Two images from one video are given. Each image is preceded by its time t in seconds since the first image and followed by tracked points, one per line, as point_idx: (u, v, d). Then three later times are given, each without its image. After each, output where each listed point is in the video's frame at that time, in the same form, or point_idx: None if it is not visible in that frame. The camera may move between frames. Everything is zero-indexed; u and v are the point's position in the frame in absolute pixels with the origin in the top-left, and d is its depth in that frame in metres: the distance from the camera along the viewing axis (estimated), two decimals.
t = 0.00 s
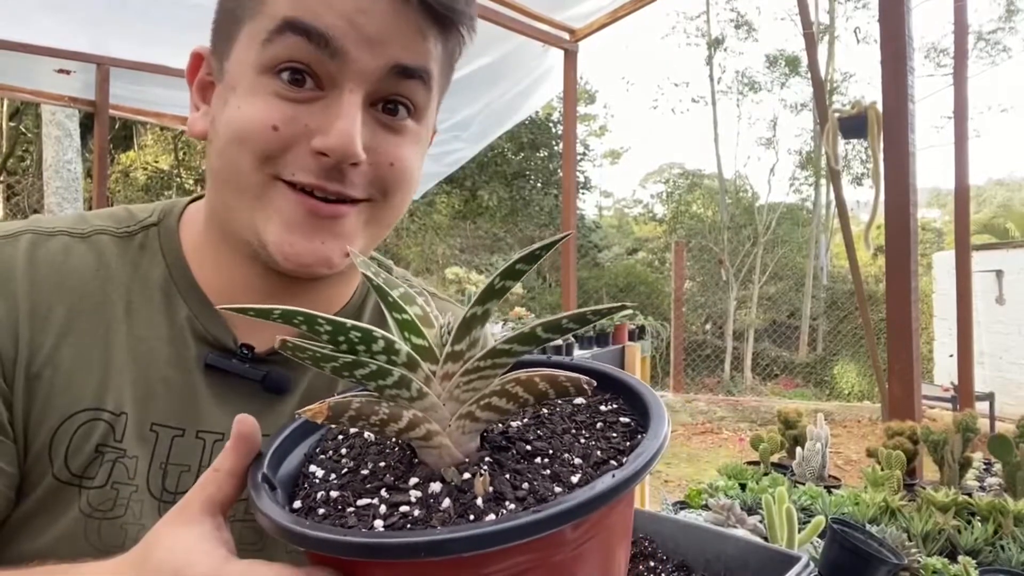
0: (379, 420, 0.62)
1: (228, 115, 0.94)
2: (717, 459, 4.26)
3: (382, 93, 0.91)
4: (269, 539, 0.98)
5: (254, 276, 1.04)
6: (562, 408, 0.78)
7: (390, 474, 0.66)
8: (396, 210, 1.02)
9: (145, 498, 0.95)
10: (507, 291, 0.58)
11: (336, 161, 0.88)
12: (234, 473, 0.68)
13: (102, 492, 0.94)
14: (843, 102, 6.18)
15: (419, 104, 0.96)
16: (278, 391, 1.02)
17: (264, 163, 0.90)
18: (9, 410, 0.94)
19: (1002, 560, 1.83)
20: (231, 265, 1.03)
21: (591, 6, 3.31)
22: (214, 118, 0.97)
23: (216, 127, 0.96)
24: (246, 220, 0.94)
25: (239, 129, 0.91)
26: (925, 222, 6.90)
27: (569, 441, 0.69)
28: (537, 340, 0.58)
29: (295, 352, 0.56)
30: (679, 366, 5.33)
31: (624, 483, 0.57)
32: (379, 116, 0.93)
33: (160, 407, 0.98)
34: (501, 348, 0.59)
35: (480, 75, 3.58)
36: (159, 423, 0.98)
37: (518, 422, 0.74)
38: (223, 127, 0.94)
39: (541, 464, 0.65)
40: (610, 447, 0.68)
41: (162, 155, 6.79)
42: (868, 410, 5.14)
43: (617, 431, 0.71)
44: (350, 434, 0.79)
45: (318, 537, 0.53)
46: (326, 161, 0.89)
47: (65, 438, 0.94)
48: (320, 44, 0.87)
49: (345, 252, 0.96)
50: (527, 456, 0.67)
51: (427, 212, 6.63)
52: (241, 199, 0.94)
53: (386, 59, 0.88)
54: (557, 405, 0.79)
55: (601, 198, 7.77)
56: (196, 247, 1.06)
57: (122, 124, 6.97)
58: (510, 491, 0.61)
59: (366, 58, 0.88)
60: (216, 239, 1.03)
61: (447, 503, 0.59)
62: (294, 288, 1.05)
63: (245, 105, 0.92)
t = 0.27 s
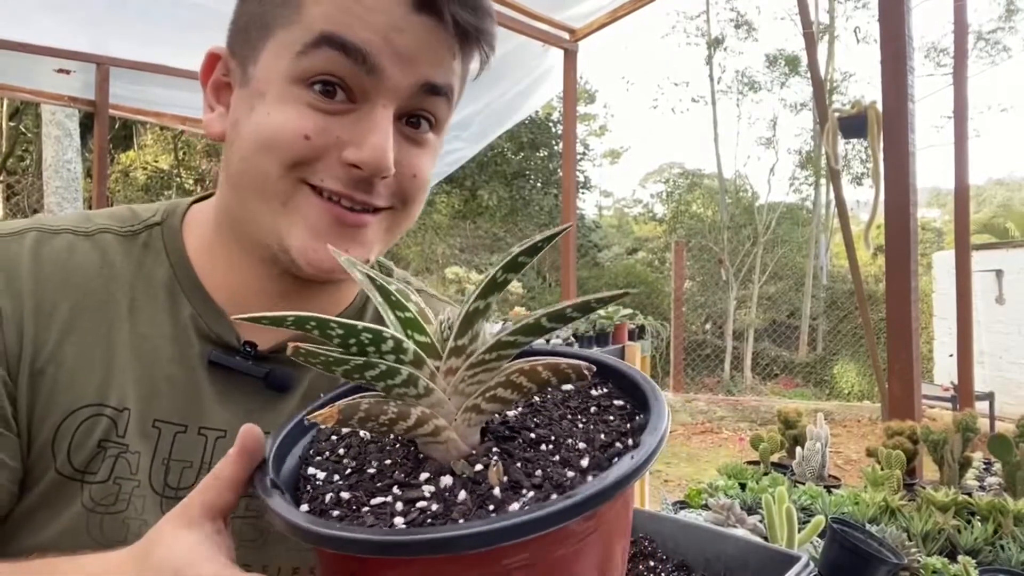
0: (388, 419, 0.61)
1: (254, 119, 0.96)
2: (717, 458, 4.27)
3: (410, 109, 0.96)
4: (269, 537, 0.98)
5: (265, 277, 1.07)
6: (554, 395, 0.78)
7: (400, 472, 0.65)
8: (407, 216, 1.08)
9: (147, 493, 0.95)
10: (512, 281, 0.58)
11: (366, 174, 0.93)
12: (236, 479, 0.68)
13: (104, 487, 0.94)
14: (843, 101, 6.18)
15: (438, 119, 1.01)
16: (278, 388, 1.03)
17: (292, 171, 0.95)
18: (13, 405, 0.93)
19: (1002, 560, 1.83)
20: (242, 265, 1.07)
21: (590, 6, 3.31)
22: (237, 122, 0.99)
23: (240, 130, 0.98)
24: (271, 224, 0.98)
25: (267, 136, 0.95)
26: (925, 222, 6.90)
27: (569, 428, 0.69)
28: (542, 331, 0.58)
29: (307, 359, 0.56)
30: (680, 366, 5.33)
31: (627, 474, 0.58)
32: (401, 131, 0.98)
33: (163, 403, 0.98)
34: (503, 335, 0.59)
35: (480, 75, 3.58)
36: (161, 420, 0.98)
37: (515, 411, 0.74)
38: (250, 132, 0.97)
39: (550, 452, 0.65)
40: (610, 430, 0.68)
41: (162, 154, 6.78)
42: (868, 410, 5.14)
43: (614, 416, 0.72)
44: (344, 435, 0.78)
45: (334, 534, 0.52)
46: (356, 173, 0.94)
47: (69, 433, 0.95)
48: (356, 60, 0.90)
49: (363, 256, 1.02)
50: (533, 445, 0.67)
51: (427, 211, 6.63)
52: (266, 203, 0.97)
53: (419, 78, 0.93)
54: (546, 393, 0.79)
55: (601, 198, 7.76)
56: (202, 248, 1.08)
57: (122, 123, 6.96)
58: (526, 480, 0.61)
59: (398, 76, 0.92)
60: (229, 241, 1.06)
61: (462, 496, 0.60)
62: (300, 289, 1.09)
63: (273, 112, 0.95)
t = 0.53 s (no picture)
0: (424, 390, 0.63)
1: (266, 110, 0.97)
2: (717, 458, 4.27)
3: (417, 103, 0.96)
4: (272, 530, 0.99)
5: (268, 272, 1.08)
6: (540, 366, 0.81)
7: (433, 444, 0.66)
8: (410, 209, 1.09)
9: (154, 484, 0.98)
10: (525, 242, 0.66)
11: (375, 165, 0.94)
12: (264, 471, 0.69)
13: (114, 477, 0.96)
14: (843, 101, 6.18)
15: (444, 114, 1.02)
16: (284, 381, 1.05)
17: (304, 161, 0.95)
18: (27, 394, 0.95)
19: (1002, 560, 1.83)
20: (247, 259, 1.07)
21: (590, 6, 3.31)
22: (248, 115, 1.00)
23: (251, 123, 0.99)
24: (281, 213, 0.99)
25: (280, 127, 0.95)
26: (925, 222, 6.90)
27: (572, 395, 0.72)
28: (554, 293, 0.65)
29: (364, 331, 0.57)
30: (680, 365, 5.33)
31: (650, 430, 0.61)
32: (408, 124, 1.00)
33: (170, 396, 1.01)
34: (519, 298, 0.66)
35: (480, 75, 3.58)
36: (169, 411, 1.00)
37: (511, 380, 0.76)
38: (262, 123, 0.97)
39: (564, 411, 0.69)
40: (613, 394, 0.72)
41: (161, 154, 6.77)
42: (868, 410, 5.14)
43: (604, 375, 0.78)
44: (344, 425, 0.75)
45: (363, 488, 0.56)
46: (366, 164, 0.95)
47: (79, 424, 0.97)
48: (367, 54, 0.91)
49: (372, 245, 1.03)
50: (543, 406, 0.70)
51: (427, 211, 6.63)
52: (276, 193, 0.98)
53: (427, 74, 0.93)
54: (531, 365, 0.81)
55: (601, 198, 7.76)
56: (210, 245, 1.09)
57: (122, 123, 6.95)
58: (560, 431, 0.64)
59: (408, 71, 0.92)
60: (237, 234, 1.07)
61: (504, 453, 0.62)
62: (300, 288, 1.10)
63: (286, 104, 0.95)
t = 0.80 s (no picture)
0: (479, 386, 0.65)
1: (266, 103, 0.98)
2: (717, 458, 4.26)
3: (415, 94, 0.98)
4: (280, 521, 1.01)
5: (269, 266, 1.07)
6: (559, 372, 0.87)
7: (480, 436, 0.71)
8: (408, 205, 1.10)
9: (169, 482, 1.00)
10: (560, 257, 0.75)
11: (376, 153, 0.95)
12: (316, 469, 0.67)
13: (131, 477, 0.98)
14: (843, 101, 6.18)
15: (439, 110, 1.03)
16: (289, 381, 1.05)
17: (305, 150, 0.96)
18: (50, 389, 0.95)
19: (1002, 559, 1.83)
20: (247, 252, 1.07)
21: (590, 6, 3.31)
22: (248, 110, 1.01)
23: (249, 118, 1.00)
24: (281, 203, 0.99)
25: (280, 118, 0.96)
26: (925, 222, 6.89)
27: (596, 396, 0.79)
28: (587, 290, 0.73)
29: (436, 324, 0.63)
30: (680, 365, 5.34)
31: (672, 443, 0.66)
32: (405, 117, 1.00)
33: (183, 394, 1.01)
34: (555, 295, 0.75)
35: (480, 76, 3.58)
36: (185, 409, 1.01)
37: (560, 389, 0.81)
38: (261, 116, 0.98)
39: (594, 411, 0.76)
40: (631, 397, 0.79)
41: (161, 154, 6.77)
42: (868, 410, 5.13)
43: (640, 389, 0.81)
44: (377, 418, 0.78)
45: (414, 478, 0.61)
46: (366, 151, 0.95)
47: (98, 421, 0.97)
48: (364, 47, 0.92)
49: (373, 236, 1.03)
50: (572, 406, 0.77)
51: (427, 211, 6.62)
52: (276, 184, 0.98)
53: (422, 63, 0.94)
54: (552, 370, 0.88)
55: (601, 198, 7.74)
56: (213, 241, 1.08)
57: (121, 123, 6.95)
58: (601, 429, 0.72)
59: (404, 63, 0.94)
60: (237, 229, 1.07)
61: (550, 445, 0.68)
62: (302, 282, 1.08)
63: (286, 96, 0.96)
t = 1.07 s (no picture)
0: (465, 396, 0.66)
1: (276, 110, 0.95)
2: (717, 458, 4.26)
3: (426, 101, 0.97)
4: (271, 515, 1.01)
5: (273, 268, 1.05)
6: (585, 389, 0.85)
7: (472, 449, 0.71)
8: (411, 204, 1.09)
9: (169, 481, 1.01)
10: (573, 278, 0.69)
11: (394, 160, 0.94)
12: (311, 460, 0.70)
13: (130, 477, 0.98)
14: (843, 101, 6.18)
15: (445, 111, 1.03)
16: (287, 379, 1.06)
17: (322, 158, 0.94)
18: (46, 393, 0.95)
19: (1001, 559, 1.83)
20: (253, 255, 1.05)
21: (590, 6, 3.30)
22: (254, 114, 0.98)
23: (256, 124, 0.97)
24: (296, 211, 0.97)
25: (293, 125, 0.93)
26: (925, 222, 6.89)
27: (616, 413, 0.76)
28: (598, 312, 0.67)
29: (407, 332, 0.62)
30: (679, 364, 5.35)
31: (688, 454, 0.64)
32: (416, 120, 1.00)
33: (182, 393, 1.02)
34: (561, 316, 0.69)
35: (480, 76, 3.59)
36: (184, 409, 1.01)
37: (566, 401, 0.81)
38: (270, 122, 0.95)
39: (606, 429, 0.73)
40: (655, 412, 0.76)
41: (161, 153, 6.77)
42: (868, 410, 5.14)
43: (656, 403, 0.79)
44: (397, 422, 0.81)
45: (401, 489, 0.60)
46: (383, 159, 0.94)
47: (96, 420, 0.97)
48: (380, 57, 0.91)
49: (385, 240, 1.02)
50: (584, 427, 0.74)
51: (427, 211, 6.63)
52: (289, 191, 0.96)
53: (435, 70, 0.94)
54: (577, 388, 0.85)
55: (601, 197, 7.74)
56: (212, 246, 1.07)
57: (122, 123, 6.95)
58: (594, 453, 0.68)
59: (418, 70, 0.93)
60: (242, 231, 1.05)
61: (537, 469, 0.66)
62: (306, 282, 1.07)
63: (297, 102, 0.94)
